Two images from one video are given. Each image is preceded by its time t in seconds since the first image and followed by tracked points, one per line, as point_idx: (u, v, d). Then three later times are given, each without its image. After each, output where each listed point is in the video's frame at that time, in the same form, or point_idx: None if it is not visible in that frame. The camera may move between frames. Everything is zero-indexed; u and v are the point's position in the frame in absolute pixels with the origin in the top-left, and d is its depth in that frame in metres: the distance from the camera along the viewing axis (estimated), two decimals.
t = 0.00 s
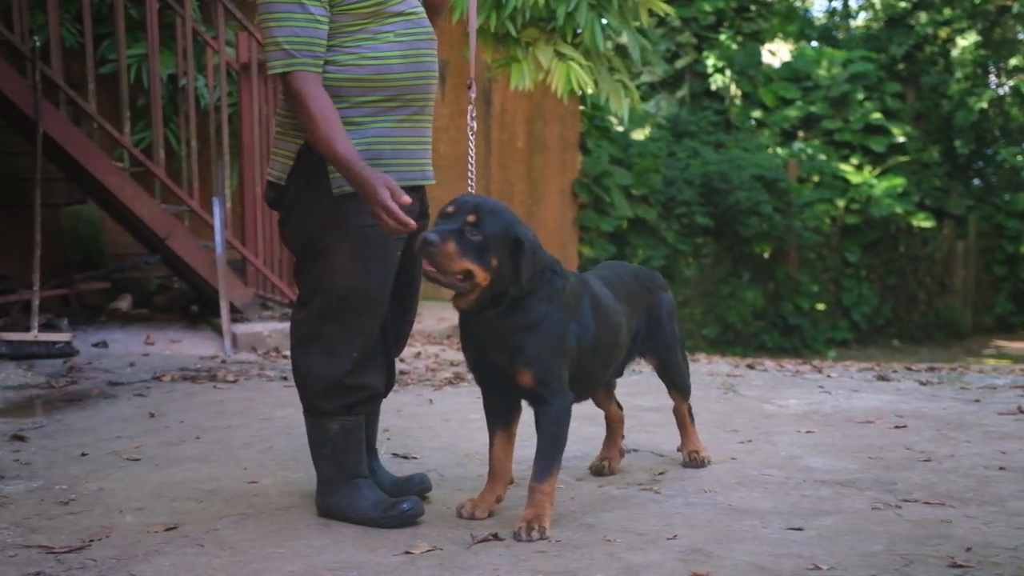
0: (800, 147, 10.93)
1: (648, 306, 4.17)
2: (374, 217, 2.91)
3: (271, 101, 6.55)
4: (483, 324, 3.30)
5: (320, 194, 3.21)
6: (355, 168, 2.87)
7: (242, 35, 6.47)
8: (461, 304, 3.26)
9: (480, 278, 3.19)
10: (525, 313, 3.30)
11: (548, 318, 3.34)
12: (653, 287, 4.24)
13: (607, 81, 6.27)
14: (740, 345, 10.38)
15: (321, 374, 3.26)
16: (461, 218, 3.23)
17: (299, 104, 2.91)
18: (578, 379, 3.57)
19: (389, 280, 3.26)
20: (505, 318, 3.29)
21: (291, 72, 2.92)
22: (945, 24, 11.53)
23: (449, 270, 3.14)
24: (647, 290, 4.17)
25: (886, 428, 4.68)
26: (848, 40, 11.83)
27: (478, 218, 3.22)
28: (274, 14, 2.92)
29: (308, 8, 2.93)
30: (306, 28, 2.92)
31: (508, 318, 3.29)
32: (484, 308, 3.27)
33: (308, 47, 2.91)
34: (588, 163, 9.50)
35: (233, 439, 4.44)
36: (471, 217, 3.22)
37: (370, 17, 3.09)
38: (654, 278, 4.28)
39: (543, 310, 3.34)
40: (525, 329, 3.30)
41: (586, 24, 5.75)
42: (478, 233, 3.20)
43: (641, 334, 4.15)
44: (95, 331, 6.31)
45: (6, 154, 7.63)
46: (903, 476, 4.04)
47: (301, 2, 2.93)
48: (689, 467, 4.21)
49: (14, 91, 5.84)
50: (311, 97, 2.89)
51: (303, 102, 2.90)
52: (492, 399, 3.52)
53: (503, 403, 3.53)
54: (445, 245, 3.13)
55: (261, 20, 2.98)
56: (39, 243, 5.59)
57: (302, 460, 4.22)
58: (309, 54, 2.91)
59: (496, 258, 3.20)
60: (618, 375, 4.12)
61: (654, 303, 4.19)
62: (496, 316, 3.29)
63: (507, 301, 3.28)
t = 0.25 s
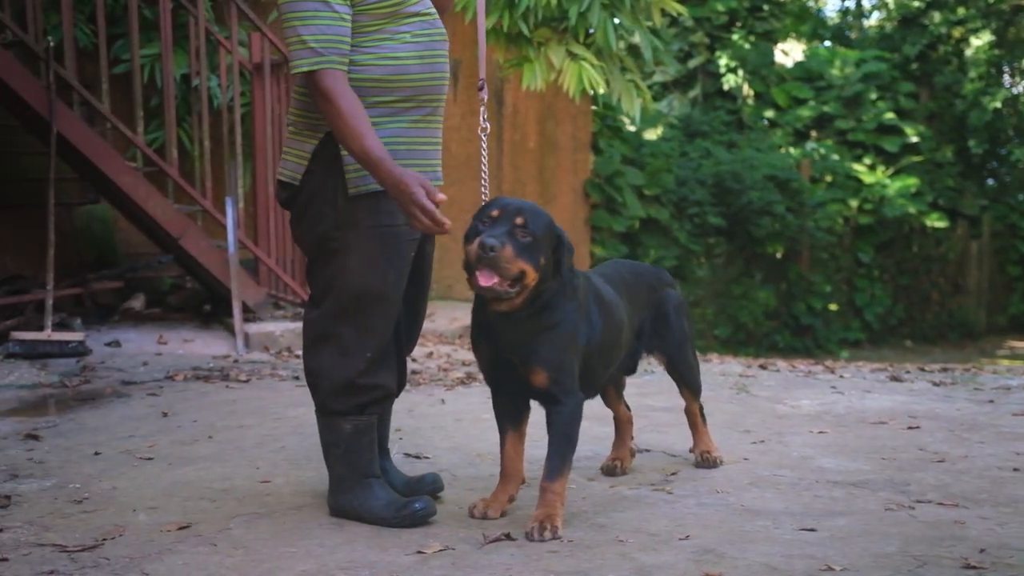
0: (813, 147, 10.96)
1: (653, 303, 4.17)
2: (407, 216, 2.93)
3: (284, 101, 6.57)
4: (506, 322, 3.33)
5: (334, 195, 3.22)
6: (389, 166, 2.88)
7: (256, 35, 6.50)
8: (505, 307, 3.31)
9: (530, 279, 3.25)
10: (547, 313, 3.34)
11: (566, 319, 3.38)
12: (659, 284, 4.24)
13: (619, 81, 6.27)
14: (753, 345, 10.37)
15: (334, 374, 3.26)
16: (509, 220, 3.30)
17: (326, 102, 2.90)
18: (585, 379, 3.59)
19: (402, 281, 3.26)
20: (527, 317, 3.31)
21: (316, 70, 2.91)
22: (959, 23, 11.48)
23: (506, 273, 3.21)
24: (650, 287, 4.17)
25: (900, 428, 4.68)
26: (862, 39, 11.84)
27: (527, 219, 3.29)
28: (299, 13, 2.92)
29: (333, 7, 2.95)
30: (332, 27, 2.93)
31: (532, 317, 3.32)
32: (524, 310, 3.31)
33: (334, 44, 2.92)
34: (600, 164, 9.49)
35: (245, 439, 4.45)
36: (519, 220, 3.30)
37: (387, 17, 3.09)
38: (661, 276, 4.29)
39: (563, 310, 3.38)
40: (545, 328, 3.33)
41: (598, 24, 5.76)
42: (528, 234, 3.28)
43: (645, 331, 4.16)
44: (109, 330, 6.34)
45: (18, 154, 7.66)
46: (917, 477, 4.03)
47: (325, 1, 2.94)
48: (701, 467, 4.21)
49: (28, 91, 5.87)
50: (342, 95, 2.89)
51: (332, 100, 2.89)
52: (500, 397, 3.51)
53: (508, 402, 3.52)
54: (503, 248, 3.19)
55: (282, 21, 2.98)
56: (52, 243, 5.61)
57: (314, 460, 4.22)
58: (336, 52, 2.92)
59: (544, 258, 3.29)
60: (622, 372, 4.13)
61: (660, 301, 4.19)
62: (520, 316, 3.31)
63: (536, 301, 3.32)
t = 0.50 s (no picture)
0: (822, 147, 10.93)
1: (654, 296, 4.18)
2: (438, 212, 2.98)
3: (293, 100, 6.57)
4: (532, 323, 3.37)
5: (344, 195, 3.22)
6: (419, 165, 2.91)
7: (264, 35, 6.53)
8: (539, 305, 3.34)
9: (568, 277, 3.30)
10: (574, 312, 3.40)
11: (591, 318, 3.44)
12: (660, 279, 4.24)
13: (627, 80, 6.27)
14: (761, 345, 10.36)
15: (344, 373, 3.25)
16: (547, 219, 3.34)
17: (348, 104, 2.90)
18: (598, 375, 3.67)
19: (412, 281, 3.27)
20: (556, 317, 3.35)
21: (338, 70, 2.90)
22: (967, 23, 11.44)
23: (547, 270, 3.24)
24: (651, 281, 4.17)
25: (908, 429, 4.68)
26: (871, 39, 11.94)
27: (565, 219, 3.35)
28: (318, 12, 2.91)
29: (353, 6, 2.94)
30: (351, 27, 2.92)
31: (559, 318, 3.36)
32: (557, 308, 3.36)
33: (354, 44, 2.92)
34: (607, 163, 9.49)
35: (253, 438, 4.45)
36: (557, 219, 3.34)
37: (399, 18, 3.09)
38: (662, 270, 4.29)
39: (589, 309, 3.46)
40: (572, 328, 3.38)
41: (606, 24, 5.76)
42: (567, 233, 3.34)
43: (645, 324, 4.17)
44: (117, 330, 6.35)
45: (26, 154, 7.68)
46: (926, 477, 4.02)
47: None
48: (709, 467, 4.20)
49: (37, 91, 5.89)
50: (364, 96, 2.89)
51: (355, 102, 2.89)
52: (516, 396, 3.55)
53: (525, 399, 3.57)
54: (547, 246, 3.22)
55: (298, 19, 2.95)
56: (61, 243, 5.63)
57: (323, 459, 4.23)
58: (356, 52, 2.92)
59: (580, 258, 3.35)
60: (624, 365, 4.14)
61: (662, 295, 4.20)
62: (548, 316, 3.35)
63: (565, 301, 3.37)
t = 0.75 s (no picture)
0: (827, 147, 10.90)
1: (661, 293, 4.17)
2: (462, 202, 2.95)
3: (298, 100, 6.58)
4: (576, 325, 3.40)
5: (349, 195, 3.22)
6: (439, 156, 2.90)
7: (271, 36, 6.54)
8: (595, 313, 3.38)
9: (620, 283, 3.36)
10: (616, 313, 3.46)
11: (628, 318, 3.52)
12: (666, 275, 4.24)
13: (632, 80, 6.29)
14: (766, 345, 10.36)
15: (351, 373, 3.25)
16: (598, 226, 3.38)
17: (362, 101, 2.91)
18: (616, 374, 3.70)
19: (418, 280, 3.27)
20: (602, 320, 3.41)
21: (350, 71, 2.90)
22: (973, 23, 11.41)
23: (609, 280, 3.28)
24: (658, 277, 4.18)
25: (914, 428, 4.68)
26: (876, 38, 11.88)
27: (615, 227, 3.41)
28: (328, 12, 2.90)
29: (363, 7, 2.94)
30: (360, 27, 2.92)
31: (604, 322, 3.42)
32: (604, 313, 3.40)
33: (364, 45, 2.91)
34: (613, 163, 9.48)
35: (259, 438, 4.45)
36: (607, 225, 3.40)
37: (407, 18, 3.09)
38: (669, 266, 4.28)
39: (625, 310, 3.52)
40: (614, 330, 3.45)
41: (612, 24, 5.77)
42: (618, 239, 3.41)
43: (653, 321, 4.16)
44: (122, 330, 6.35)
45: (31, 154, 7.69)
46: (932, 477, 4.02)
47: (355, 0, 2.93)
48: (714, 466, 4.20)
49: (42, 91, 5.88)
50: (379, 95, 2.91)
51: (369, 100, 2.90)
52: (540, 396, 3.55)
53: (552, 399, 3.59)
54: (609, 257, 3.25)
55: (308, 19, 2.95)
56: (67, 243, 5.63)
57: (328, 459, 4.22)
58: (366, 53, 2.92)
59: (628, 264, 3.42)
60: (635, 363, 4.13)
61: (669, 291, 4.19)
62: (593, 321, 3.39)
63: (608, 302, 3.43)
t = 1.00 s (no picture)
0: (830, 147, 10.89)
1: (669, 291, 4.17)
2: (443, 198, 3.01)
3: (301, 101, 6.59)
4: (600, 323, 3.44)
5: (352, 194, 3.21)
6: (424, 152, 2.94)
7: (273, 35, 6.53)
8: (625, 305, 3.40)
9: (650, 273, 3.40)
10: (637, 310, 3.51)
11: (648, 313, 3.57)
12: (671, 273, 4.23)
13: (635, 80, 6.31)
14: (769, 345, 10.37)
15: (355, 373, 3.25)
16: (628, 217, 3.42)
17: (343, 97, 2.91)
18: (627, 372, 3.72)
19: (420, 279, 3.27)
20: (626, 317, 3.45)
21: (332, 69, 2.91)
22: (976, 23, 11.37)
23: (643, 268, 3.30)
24: (665, 275, 4.17)
25: (916, 428, 4.68)
26: (878, 39, 11.87)
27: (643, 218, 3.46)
28: (318, 9, 2.92)
29: (352, 6, 2.94)
30: (350, 26, 2.93)
31: (627, 317, 3.46)
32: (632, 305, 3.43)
33: (347, 44, 2.92)
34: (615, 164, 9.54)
35: (261, 438, 4.45)
36: (636, 215, 3.45)
37: (407, 18, 3.09)
38: (674, 264, 4.28)
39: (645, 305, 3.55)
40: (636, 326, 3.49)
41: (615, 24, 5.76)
42: (647, 229, 3.48)
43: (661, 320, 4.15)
44: (124, 330, 6.35)
45: (33, 154, 7.69)
46: (934, 477, 4.02)
47: None
48: (717, 466, 4.20)
49: (44, 91, 5.87)
50: (360, 91, 2.91)
51: (350, 96, 2.90)
52: (554, 397, 3.56)
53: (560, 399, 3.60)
54: (643, 246, 3.27)
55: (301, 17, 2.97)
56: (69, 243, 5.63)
57: (331, 459, 4.23)
58: (348, 52, 2.92)
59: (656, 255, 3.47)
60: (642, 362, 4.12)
61: (676, 289, 4.19)
62: (621, 314, 3.43)
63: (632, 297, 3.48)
